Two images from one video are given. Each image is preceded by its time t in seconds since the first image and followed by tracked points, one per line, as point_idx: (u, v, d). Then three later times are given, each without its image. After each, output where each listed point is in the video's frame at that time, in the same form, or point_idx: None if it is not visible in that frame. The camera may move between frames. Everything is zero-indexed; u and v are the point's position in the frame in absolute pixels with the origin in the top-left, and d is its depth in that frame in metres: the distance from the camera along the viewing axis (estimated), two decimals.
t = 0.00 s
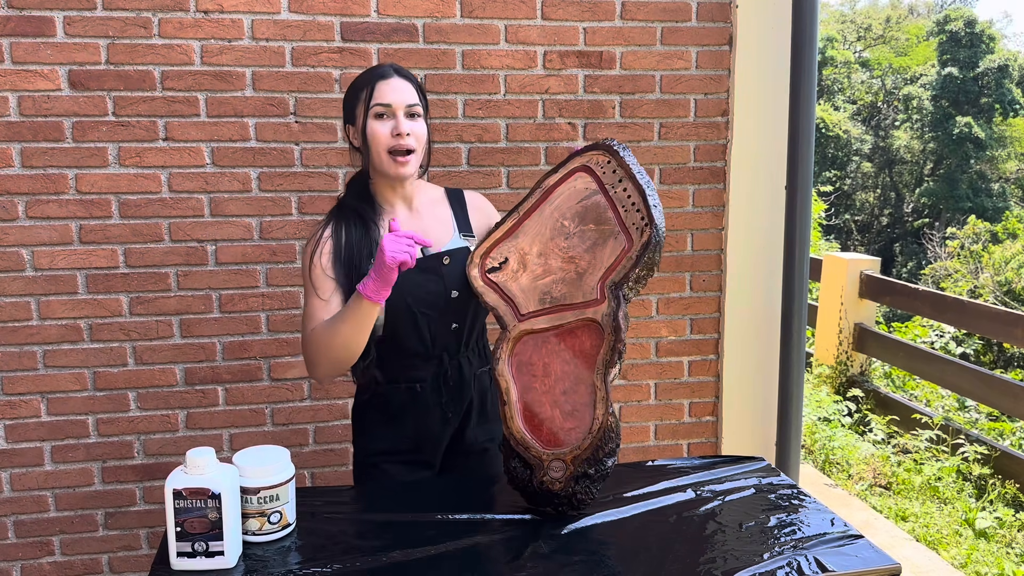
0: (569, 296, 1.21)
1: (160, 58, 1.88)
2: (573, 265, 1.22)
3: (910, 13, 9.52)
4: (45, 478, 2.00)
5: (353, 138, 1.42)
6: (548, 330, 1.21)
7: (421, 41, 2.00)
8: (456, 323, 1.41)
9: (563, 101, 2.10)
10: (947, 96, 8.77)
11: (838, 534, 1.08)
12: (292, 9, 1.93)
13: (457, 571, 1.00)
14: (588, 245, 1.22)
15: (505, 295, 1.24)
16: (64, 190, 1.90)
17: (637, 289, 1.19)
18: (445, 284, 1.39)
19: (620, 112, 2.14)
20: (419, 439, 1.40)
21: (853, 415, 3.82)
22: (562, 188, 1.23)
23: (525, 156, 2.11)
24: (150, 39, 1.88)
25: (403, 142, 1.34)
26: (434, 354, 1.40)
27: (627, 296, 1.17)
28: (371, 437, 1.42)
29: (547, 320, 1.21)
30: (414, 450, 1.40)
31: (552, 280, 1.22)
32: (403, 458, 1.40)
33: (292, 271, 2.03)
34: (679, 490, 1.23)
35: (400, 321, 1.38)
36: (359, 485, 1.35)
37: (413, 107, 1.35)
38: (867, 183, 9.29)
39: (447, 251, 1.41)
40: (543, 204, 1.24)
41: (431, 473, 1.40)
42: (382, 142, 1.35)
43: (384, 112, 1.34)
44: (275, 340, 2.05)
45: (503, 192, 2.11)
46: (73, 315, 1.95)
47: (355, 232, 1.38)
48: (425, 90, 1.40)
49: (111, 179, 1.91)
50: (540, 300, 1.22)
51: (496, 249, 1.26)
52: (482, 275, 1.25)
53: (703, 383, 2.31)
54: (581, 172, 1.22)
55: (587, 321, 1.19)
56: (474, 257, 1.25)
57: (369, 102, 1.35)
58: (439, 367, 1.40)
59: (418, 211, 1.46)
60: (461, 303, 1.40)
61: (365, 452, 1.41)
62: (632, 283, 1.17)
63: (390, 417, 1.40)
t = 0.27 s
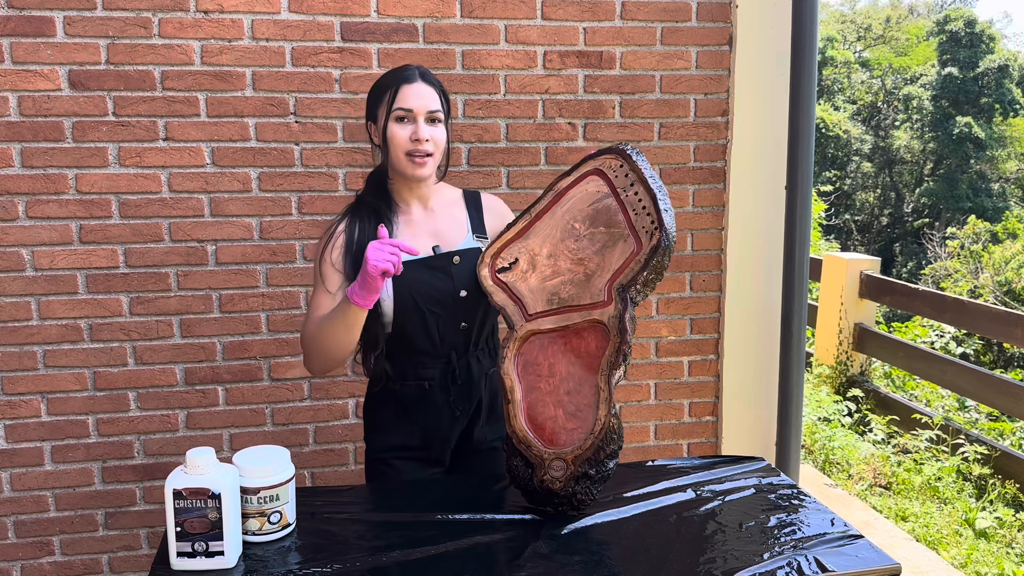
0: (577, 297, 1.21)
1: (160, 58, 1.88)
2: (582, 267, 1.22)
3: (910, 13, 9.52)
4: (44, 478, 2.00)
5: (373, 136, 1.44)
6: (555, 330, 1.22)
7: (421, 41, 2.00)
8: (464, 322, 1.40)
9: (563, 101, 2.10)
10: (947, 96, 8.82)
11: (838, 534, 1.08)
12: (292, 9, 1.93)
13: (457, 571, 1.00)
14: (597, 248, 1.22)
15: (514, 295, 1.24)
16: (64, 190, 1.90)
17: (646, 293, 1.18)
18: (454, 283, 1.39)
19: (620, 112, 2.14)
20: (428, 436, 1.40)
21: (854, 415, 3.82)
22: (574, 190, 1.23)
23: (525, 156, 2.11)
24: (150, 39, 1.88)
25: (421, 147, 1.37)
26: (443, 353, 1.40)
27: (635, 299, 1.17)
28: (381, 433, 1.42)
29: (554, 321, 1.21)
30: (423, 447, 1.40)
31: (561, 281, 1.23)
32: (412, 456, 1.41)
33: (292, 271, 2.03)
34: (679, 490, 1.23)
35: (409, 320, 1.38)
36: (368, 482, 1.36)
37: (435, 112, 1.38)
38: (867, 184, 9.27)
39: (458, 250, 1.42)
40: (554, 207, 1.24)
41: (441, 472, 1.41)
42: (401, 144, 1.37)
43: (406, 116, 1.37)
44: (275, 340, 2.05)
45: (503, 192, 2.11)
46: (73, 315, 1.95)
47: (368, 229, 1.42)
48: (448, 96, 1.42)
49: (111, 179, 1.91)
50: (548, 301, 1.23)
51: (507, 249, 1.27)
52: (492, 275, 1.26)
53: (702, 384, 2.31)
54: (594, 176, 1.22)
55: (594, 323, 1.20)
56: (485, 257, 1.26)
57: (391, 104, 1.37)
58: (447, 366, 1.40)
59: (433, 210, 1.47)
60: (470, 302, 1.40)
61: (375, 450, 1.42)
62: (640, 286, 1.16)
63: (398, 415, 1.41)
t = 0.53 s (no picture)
0: (579, 298, 1.21)
1: (160, 58, 1.88)
2: (584, 269, 1.22)
3: (910, 13, 9.52)
4: (44, 478, 2.00)
5: (384, 135, 1.44)
6: (558, 331, 1.22)
7: (421, 41, 2.00)
8: (469, 321, 1.40)
9: (563, 101, 2.10)
10: (947, 96, 8.78)
11: (838, 534, 1.08)
12: (292, 9, 1.93)
13: (457, 571, 1.00)
14: (600, 250, 1.22)
15: (517, 296, 1.25)
16: (64, 190, 1.90)
17: (648, 294, 1.18)
18: (459, 282, 1.39)
19: (620, 112, 2.14)
20: (432, 435, 1.40)
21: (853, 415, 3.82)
22: (578, 193, 1.24)
23: (525, 156, 2.11)
24: (150, 39, 1.88)
25: (430, 147, 1.37)
26: (447, 351, 1.40)
27: (637, 300, 1.16)
28: (385, 431, 1.43)
29: (556, 322, 1.22)
30: (427, 446, 1.40)
31: (563, 282, 1.23)
32: (415, 455, 1.41)
33: (292, 271, 2.03)
34: (679, 490, 1.23)
35: (414, 318, 1.38)
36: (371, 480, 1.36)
37: (445, 112, 1.38)
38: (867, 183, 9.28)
39: (464, 249, 1.42)
40: (558, 209, 1.25)
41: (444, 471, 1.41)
42: (410, 144, 1.37)
43: (416, 115, 1.37)
44: (275, 340, 2.05)
45: (503, 192, 2.11)
46: (73, 315, 1.95)
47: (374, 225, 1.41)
48: (457, 98, 1.42)
49: (111, 179, 1.91)
50: (550, 302, 1.23)
51: (511, 250, 1.27)
52: (495, 275, 1.27)
53: (703, 384, 2.31)
54: (597, 179, 1.22)
55: (596, 324, 1.20)
56: (488, 259, 1.27)
57: (402, 104, 1.38)
58: (452, 365, 1.40)
59: (439, 210, 1.47)
60: (474, 301, 1.40)
61: (379, 448, 1.42)
62: (642, 287, 1.16)
63: (403, 413, 1.41)
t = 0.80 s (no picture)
0: (579, 299, 1.21)
1: (160, 58, 1.88)
2: (584, 271, 1.22)
3: (910, 13, 9.53)
4: (44, 478, 2.00)
5: (384, 135, 1.44)
6: (558, 331, 1.22)
7: (421, 41, 2.00)
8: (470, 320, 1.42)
9: (563, 101, 2.10)
10: (947, 96, 8.81)
11: (838, 534, 1.08)
12: (292, 9, 1.93)
13: (457, 571, 1.00)
14: (600, 252, 1.22)
15: (516, 297, 1.24)
16: (64, 190, 1.90)
17: (647, 295, 1.19)
18: (461, 282, 1.40)
19: (620, 112, 2.14)
20: (433, 435, 1.40)
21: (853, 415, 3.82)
22: (578, 195, 1.24)
23: (525, 156, 2.11)
24: (150, 39, 1.88)
25: (431, 147, 1.37)
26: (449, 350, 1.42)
27: (637, 301, 1.17)
28: (386, 430, 1.43)
29: (556, 323, 1.21)
30: (428, 446, 1.40)
31: (563, 284, 1.23)
32: (417, 454, 1.41)
33: (292, 271, 2.03)
34: (679, 490, 1.23)
35: (417, 317, 1.40)
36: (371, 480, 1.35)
37: (445, 112, 1.38)
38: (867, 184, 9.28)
39: (465, 249, 1.42)
40: (558, 211, 1.24)
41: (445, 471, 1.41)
42: (410, 143, 1.37)
43: (416, 115, 1.37)
44: (275, 340, 2.05)
45: (503, 192, 2.11)
46: (73, 315, 1.95)
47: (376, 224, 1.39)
48: (457, 98, 1.43)
49: (110, 179, 1.91)
50: (550, 304, 1.22)
51: (510, 252, 1.27)
52: (495, 277, 1.26)
53: (703, 384, 2.31)
54: (597, 182, 1.23)
55: (596, 325, 1.20)
56: (488, 260, 1.26)
57: (403, 104, 1.38)
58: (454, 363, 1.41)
59: (440, 210, 1.47)
60: (476, 301, 1.42)
61: (379, 448, 1.42)
62: (642, 288, 1.16)
63: (405, 412, 1.41)
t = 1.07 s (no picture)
0: (579, 299, 1.21)
1: (160, 58, 1.88)
2: (584, 271, 1.22)
3: (910, 13, 9.53)
4: (45, 478, 2.00)
5: (381, 134, 1.44)
6: (558, 331, 1.22)
7: (421, 41, 2.00)
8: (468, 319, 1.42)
9: (563, 101, 2.10)
10: (947, 96, 8.80)
11: (838, 534, 1.08)
12: (292, 9, 1.93)
13: (457, 571, 1.00)
14: (600, 252, 1.22)
15: (516, 297, 1.25)
16: (64, 190, 1.90)
17: (647, 295, 1.18)
18: (459, 282, 1.40)
19: (620, 112, 2.14)
20: (432, 434, 1.40)
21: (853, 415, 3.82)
22: (578, 196, 1.24)
23: (525, 156, 2.11)
24: (150, 39, 1.88)
25: (427, 141, 1.36)
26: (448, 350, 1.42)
27: (637, 301, 1.17)
28: (385, 430, 1.42)
29: (556, 323, 1.21)
30: (426, 445, 1.40)
31: (563, 284, 1.23)
32: (416, 454, 1.41)
33: (292, 271, 2.03)
34: (679, 490, 1.23)
35: (416, 317, 1.40)
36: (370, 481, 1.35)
37: (441, 109, 1.38)
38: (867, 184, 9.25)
39: (463, 248, 1.41)
40: (558, 212, 1.25)
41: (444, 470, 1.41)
42: (408, 140, 1.37)
43: (412, 112, 1.37)
44: (275, 340, 2.05)
45: (503, 192, 2.11)
46: (73, 315, 1.95)
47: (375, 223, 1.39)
48: (453, 95, 1.43)
49: (110, 179, 1.91)
50: (550, 304, 1.23)
51: (510, 253, 1.27)
52: (495, 277, 1.26)
53: (703, 384, 2.31)
54: (597, 182, 1.23)
55: (596, 325, 1.20)
56: (488, 261, 1.26)
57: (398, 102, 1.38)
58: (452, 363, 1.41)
59: (438, 210, 1.47)
60: (474, 301, 1.42)
61: (378, 448, 1.42)
62: (642, 288, 1.16)
63: (403, 412, 1.41)
